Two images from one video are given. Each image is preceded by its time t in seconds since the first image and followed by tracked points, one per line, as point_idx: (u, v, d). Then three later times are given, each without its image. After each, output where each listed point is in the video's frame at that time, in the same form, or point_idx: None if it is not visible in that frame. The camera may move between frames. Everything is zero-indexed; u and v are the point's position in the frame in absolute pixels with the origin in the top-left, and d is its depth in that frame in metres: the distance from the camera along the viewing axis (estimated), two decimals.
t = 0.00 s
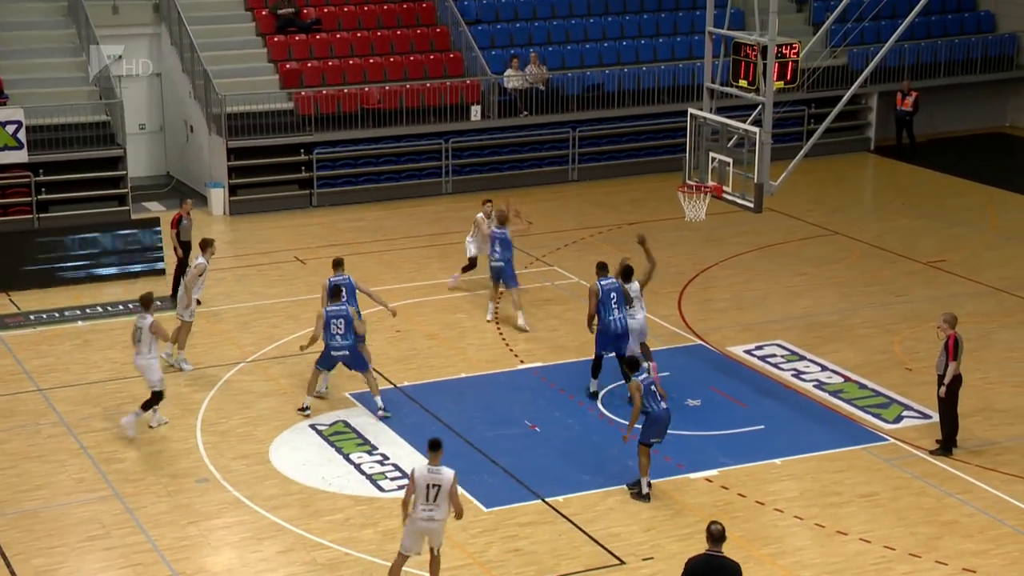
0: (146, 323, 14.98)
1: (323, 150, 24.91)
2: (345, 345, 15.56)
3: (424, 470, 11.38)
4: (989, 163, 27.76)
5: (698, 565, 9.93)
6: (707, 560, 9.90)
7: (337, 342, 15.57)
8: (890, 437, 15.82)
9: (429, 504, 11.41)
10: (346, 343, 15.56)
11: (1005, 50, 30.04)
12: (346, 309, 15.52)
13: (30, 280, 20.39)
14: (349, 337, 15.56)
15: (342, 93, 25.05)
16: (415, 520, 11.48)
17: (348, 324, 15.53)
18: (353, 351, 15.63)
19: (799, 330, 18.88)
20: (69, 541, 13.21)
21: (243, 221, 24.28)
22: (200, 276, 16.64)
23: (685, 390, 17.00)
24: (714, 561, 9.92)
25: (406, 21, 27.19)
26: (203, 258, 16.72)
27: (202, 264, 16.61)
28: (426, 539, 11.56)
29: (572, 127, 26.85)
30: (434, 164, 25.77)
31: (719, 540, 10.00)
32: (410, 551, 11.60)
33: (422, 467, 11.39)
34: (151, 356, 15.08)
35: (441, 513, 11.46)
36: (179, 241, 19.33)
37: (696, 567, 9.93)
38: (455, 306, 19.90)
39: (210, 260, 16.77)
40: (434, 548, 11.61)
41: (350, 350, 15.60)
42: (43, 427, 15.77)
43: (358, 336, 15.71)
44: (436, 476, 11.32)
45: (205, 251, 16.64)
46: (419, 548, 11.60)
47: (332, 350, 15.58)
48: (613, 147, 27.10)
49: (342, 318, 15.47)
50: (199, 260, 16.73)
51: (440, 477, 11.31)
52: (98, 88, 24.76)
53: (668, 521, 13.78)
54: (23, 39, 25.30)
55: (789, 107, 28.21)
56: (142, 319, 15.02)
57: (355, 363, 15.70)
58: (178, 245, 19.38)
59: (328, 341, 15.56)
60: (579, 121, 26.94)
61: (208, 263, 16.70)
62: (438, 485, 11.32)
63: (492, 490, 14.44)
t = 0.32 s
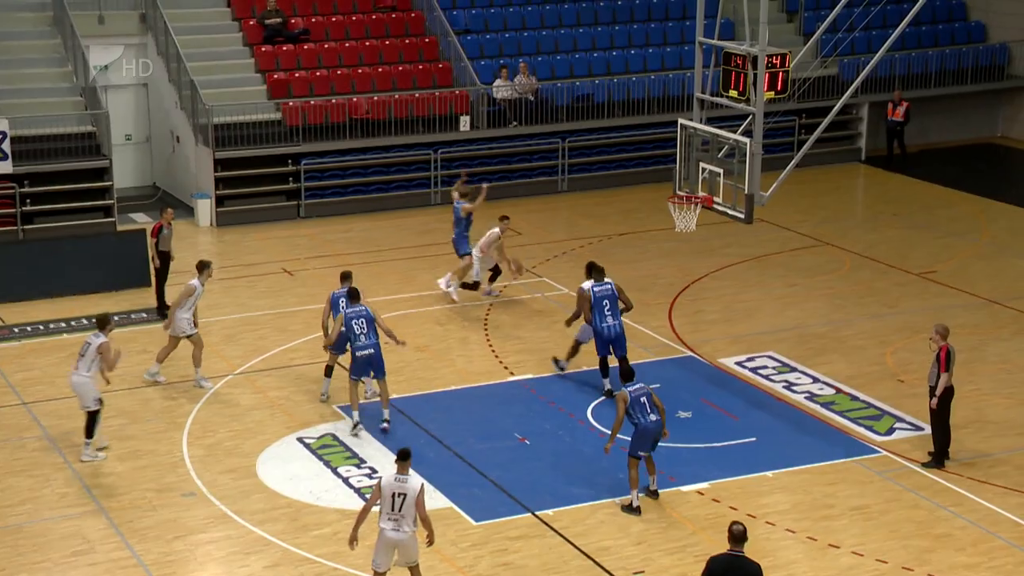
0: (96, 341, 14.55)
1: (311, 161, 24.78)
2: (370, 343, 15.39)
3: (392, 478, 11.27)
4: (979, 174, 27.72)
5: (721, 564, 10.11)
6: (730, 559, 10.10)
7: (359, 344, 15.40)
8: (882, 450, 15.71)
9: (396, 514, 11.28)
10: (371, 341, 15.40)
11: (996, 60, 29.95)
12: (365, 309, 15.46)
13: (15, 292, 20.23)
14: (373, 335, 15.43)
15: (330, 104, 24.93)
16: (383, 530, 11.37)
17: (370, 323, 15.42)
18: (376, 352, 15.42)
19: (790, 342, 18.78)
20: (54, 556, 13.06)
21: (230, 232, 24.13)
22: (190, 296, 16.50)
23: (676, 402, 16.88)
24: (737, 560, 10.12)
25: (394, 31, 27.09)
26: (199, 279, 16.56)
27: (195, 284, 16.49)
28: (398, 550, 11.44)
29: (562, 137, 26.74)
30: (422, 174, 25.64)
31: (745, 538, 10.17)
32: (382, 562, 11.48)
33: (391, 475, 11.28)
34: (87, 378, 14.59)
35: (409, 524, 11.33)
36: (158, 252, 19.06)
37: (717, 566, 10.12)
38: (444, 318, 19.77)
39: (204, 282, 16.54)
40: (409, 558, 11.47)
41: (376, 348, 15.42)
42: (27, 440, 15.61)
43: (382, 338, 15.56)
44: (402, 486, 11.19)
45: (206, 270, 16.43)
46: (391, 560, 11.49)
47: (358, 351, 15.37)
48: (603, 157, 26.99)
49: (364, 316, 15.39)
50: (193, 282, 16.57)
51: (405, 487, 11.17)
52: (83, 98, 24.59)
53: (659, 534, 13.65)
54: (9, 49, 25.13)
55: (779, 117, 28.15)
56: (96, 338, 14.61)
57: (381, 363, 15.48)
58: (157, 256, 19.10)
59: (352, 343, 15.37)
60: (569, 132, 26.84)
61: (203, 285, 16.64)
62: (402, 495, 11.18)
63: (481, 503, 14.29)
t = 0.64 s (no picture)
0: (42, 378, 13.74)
1: (293, 164, 24.47)
2: (391, 369, 14.86)
3: (381, 491, 11.04)
4: (970, 177, 27.52)
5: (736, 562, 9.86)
6: (747, 556, 9.84)
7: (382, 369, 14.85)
8: (874, 457, 15.46)
9: (384, 528, 10.99)
10: (392, 367, 14.85)
11: (987, 62, 29.81)
12: (389, 333, 14.85)
13: None
14: (394, 361, 14.87)
15: (313, 107, 24.65)
16: (373, 547, 11.06)
17: (394, 347, 14.84)
18: (397, 378, 14.89)
19: (780, 348, 18.53)
20: (29, 569, 12.75)
21: (213, 236, 23.82)
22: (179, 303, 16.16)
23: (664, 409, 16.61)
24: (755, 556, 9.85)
25: (378, 32, 26.81)
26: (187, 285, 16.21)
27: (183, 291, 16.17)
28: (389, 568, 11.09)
29: (548, 140, 26.48)
30: (407, 179, 25.36)
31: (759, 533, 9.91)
32: None
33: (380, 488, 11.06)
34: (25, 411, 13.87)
35: (396, 540, 10.98)
36: (132, 258, 18.77)
37: (736, 563, 9.87)
38: (429, 324, 19.48)
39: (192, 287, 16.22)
40: None
41: (396, 375, 14.88)
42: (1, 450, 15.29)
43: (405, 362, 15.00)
44: (391, 498, 10.93)
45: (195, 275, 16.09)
46: None
47: (377, 375, 14.86)
48: (590, 160, 26.73)
49: (387, 340, 14.78)
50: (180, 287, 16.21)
51: (394, 498, 10.92)
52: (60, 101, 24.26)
53: (648, 543, 13.39)
54: None
55: (769, 120, 27.91)
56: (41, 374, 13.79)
57: (400, 390, 14.95)
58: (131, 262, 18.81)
59: (373, 367, 14.85)
60: (556, 135, 26.57)
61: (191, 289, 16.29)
62: (390, 507, 10.92)
63: (466, 513, 14.01)
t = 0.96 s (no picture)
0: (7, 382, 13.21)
1: (274, 162, 24.07)
2: (408, 357, 14.60)
3: (405, 502, 10.76)
4: (964, 174, 27.25)
5: (764, 562, 9.78)
6: (776, 557, 9.77)
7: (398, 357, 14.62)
8: (867, 460, 15.13)
9: (402, 540, 10.68)
10: (409, 355, 14.61)
11: (982, 57, 29.54)
12: (405, 323, 14.72)
13: None
14: (411, 349, 14.65)
15: (293, 103, 24.26)
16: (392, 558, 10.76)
17: (411, 336, 14.67)
18: (414, 367, 14.61)
19: (771, 349, 18.19)
20: None
21: (193, 236, 23.41)
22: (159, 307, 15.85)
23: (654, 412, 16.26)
24: (785, 559, 9.78)
25: (360, 27, 26.44)
26: (169, 291, 15.91)
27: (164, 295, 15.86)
28: None
29: (534, 138, 26.10)
30: (390, 177, 24.97)
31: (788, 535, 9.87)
32: None
33: (402, 499, 10.78)
34: None
35: (413, 554, 10.67)
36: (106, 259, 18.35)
37: (765, 564, 9.79)
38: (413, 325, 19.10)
39: (174, 293, 15.92)
40: None
41: (414, 363, 14.61)
42: None
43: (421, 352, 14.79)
44: (412, 509, 10.65)
45: (178, 280, 15.82)
46: None
47: (395, 363, 14.58)
48: (577, 158, 26.37)
49: (403, 329, 14.65)
50: (162, 292, 15.91)
51: (416, 510, 10.63)
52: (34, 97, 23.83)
53: (637, 549, 13.04)
54: None
55: (760, 117, 27.59)
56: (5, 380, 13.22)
57: (417, 380, 14.67)
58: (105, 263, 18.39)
59: (390, 356, 14.60)
60: (542, 132, 26.19)
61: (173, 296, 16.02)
62: (412, 518, 10.63)
63: (452, 518, 13.63)
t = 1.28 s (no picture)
0: None
1: (256, 160, 23.65)
2: (428, 378, 14.02)
3: (413, 505, 10.29)
4: (961, 171, 26.92)
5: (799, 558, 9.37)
6: (809, 555, 9.37)
7: (419, 377, 14.03)
8: (865, 464, 14.75)
9: (412, 545, 10.23)
10: (430, 375, 14.03)
11: (980, 51, 29.31)
12: (430, 339, 14.04)
13: None
14: (433, 369, 14.04)
15: (276, 100, 23.87)
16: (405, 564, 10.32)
17: (433, 356, 14.01)
18: (434, 387, 14.05)
19: (766, 350, 17.82)
20: None
21: (175, 236, 22.98)
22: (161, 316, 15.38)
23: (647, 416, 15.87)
24: (816, 557, 9.38)
25: (344, 22, 26.08)
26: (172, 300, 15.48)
27: (166, 305, 15.39)
28: None
29: (524, 135, 25.69)
30: (376, 175, 24.54)
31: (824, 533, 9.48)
32: None
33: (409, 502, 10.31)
34: None
35: (426, 556, 10.22)
36: (82, 260, 17.95)
37: (796, 561, 9.40)
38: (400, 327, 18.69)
39: (176, 301, 15.47)
40: None
41: (434, 384, 14.04)
42: None
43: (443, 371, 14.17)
44: (420, 513, 10.18)
45: (178, 288, 15.39)
46: None
47: (413, 383, 14.04)
48: (568, 156, 25.96)
49: (426, 348, 13.96)
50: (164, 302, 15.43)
51: (424, 515, 10.15)
52: (10, 94, 23.38)
53: (629, 556, 12.65)
54: None
55: (754, 113, 27.21)
56: None
57: (439, 400, 14.12)
58: (82, 264, 17.98)
59: (410, 374, 14.05)
60: (532, 129, 25.79)
61: (175, 305, 15.55)
62: (420, 523, 10.16)
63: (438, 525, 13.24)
